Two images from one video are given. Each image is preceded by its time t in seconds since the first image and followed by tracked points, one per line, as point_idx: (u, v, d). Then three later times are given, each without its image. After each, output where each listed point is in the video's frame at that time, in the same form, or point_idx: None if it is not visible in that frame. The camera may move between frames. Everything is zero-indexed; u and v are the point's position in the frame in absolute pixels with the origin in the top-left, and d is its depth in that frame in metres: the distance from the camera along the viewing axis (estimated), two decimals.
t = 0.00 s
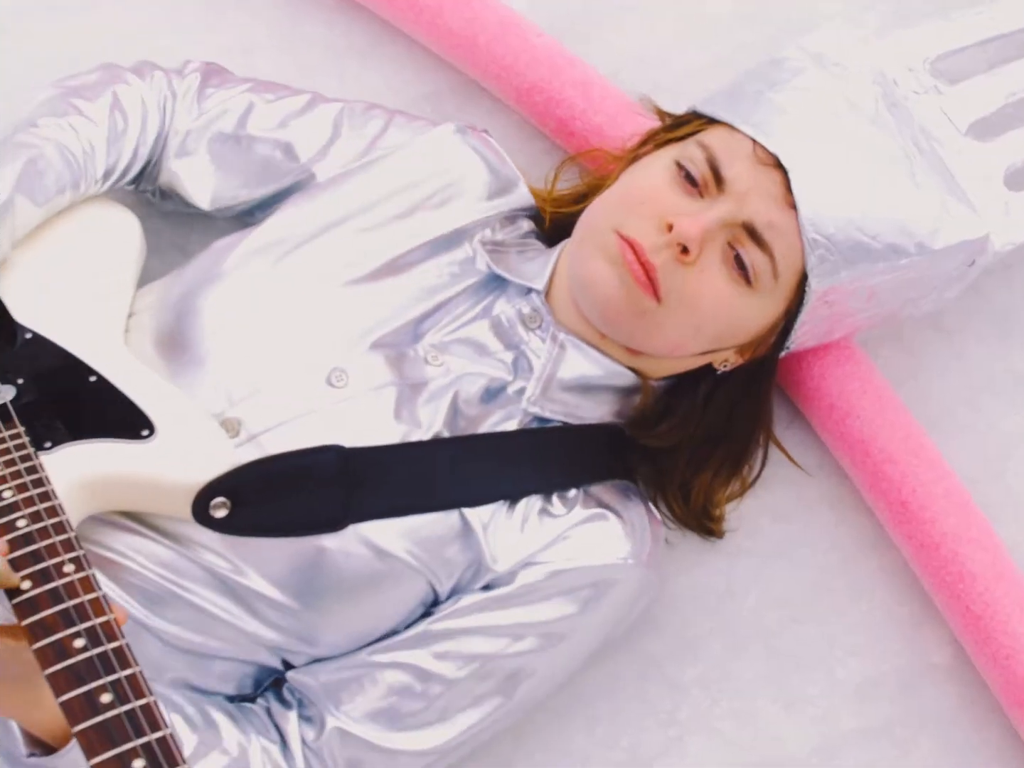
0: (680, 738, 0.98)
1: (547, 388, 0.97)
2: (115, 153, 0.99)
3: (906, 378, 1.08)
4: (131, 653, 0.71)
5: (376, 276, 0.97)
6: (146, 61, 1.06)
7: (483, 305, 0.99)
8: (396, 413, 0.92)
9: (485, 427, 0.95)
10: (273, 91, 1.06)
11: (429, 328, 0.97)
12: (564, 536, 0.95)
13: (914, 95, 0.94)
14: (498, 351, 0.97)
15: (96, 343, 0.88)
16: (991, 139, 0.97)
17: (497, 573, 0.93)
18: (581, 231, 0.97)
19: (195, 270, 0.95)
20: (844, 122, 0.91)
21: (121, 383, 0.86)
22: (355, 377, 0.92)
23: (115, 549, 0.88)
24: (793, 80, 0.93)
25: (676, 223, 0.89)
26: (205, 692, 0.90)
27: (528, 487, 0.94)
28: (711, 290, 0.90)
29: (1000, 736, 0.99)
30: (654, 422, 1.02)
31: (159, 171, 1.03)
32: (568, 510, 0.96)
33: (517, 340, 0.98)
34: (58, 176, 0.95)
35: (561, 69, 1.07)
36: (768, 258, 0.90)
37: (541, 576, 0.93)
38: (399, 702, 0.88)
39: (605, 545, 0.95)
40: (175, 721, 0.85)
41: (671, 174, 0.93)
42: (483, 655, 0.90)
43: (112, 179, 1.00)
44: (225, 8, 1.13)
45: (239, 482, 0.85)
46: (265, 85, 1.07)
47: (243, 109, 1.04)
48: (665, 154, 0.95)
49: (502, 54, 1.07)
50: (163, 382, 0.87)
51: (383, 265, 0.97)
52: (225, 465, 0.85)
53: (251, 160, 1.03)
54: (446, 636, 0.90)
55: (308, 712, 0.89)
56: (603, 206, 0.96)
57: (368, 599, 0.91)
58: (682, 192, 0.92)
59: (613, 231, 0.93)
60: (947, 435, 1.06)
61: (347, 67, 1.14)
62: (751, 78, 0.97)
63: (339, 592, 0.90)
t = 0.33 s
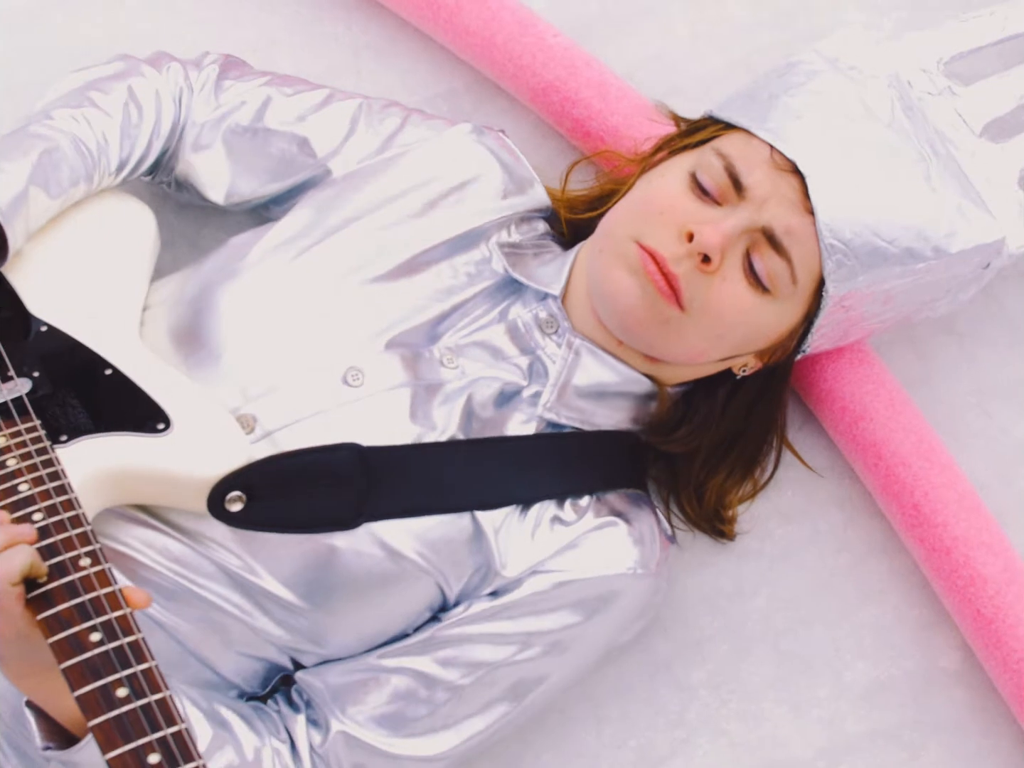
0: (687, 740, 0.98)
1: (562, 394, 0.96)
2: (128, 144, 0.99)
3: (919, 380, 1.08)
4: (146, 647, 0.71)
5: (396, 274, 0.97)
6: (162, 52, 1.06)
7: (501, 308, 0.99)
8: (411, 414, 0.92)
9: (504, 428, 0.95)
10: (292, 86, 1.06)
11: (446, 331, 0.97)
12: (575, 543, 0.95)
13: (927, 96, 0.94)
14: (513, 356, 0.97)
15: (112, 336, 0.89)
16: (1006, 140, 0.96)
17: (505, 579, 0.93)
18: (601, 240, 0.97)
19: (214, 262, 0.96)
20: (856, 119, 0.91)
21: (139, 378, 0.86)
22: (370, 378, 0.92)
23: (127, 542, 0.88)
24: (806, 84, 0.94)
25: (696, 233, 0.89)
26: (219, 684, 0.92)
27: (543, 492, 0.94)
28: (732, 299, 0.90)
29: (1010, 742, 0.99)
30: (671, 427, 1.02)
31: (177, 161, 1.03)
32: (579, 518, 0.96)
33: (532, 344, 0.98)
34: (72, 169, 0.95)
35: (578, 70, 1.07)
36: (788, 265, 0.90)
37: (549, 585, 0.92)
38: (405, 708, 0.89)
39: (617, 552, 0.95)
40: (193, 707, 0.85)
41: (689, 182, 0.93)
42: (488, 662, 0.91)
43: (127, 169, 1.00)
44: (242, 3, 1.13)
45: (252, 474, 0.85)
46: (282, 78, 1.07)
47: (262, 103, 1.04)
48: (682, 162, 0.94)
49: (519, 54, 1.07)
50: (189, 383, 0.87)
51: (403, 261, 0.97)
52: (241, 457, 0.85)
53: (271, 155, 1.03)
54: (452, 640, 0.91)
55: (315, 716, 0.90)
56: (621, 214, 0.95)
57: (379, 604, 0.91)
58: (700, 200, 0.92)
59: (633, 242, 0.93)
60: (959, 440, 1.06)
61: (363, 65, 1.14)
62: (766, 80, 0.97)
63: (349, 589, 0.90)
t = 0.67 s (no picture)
0: (696, 740, 0.98)
1: (572, 392, 0.96)
2: (142, 134, 1.00)
3: (933, 384, 1.07)
4: (150, 628, 0.72)
5: (409, 265, 0.97)
6: (172, 41, 1.06)
7: (513, 304, 0.99)
8: (422, 408, 0.91)
9: (514, 425, 0.94)
10: (302, 72, 1.06)
11: (457, 325, 0.97)
12: (582, 540, 0.94)
13: (945, 98, 0.94)
14: (525, 354, 0.97)
15: (126, 325, 0.89)
16: None
17: (512, 575, 0.92)
18: (613, 240, 0.96)
19: (228, 253, 0.97)
20: (873, 121, 0.91)
21: (149, 364, 0.86)
22: (381, 370, 0.91)
23: (137, 531, 0.88)
24: (823, 84, 0.93)
25: (706, 232, 0.89)
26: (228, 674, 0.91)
27: (552, 489, 0.93)
28: (744, 299, 0.89)
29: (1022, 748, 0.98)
30: (685, 427, 1.01)
31: (188, 148, 1.03)
32: (587, 516, 0.95)
33: (543, 342, 0.97)
34: (86, 157, 0.95)
35: (597, 69, 1.07)
36: (799, 265, 0.89)
37: (556, 583, 0.92)
38: (411, 702, 0.89)
39: (624, 552, 0.94)
40: (201, 697, 0.85)
41: (701, 182, 0.93)
42: (494, 659, 0.90)
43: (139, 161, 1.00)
44: None
45: (261, 462, 0.85)
46: (294, 65, 1.07)
47: (272, 89, 1.04)
48: (694, 162, 0.94)
49: (538, 52, 1.08)
50: (199, 371, 0.87)
51: (417, 252, 0.97)
52: (252, 445, 0.85)
53: (289, 147, 1.03)
54: (458, 636, 0.90)
55: (321, 707, 0.89)
56: (634, 214, 0.95)
57: (389, 598, 0.91)
58: (712, 199, 0.92)
59: (643, 241, 0.93)
60: (972, 444, 1.05)
61: (381, 60, 1.14)
62: (784, 80, 0.97)
63: (358, 586, 0.90)
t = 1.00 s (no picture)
0: (710, 741, 0.97)
1: (592, 391, 0.95)
2: (165, 124, 1.00)
3: (955, 389, 1.07)
4: (163, 616, 0.72)
5: (431, 260, 0.96)
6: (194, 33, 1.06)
7: (535, 303, 0.98)
8: (441, 405, 0.91)
9: (531, 424, 0.94)
10: (324, 68, 1.06)
11: (478, 321, 0.96)
12: (596, 540, 0.93)
13: (970, 103, 0.92)
14: (545, 352, 0.97)
15: (147, 314, 0.90)
16: None
17: (525, 574, 0.92)
18: (636, 240, 0.96)
19: (249, 244, 0.97)
20: (896, 121, 0.90)
21: (169, 355, 0.87)
22: (401, 365, 0.91)
23: (153, 520, 0.88)
24: (848, 86, 0.93)
25: (733, 231, 0.88)
26: (243, 667, 0.92)
27: (567, 488, 0.93)
28: (770, 298, 0.89)
29: None
30: (705, 430, 1.01)
31: (209, 140, 1.03)
32: (602, 516, 0.95)
33: (564, 340, 0.97)
34: (109, 146, 0.96)
35: (624, 68, 1.07)
36: (824, 264, 0.89)
37: (570, 583, 0.91)
38: (424, 702, 0.88)
39: (636, 553, 0.94)
40: (217, 690, 0.84)
41: (726, 182, 0.93)
42: (507, 661, 0.90)
43: (161, 151, 1.01)
44: None
45: (279, 452, 0.85)
46: (316, 59, 1.07)
47: (293, 85, 1.04)
48: (719, 163, 0.94)
49: (565, 51, 1.08)
50: (212, 356, 0.88)
51: (444, 245, 0.97)
52: (267, 436, 0.85)
53: (314, 140, 1.03)
54: (467, 634, 0.90)
55: (336, 705, 0.89)
56: (657, 215, 0.95)
57: (402, 592, 0.90)
58: (738, 200, 0.92)
59: (667, 241, 0.93)
60: (991, 451, 1.05)
61: (406, 55, 1.14)
62: (808, 82, 0.97)
63: (372, 581, 0.90)
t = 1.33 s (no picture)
0: (725, 745, 0.97)
1: (614, 395, 0.95)
2: (192, 123, 1.00)
3: (976, 397, 1.06)
4: (186, 611, 0.72)
5: (456, 261, 0.97)
6: (222, 31, 1.07)
7: (557, 305, 0.98)
8: (461, 406, 0.91)
9: (554, 427, 0.94)
10: (348, 69, 1.06)
11: (501, 323, 0.96)
12: (616, 543, 0.93)
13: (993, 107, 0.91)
14: (567, 355, 0.96)
15: (173, 308, 0.90)
16: None
17: (542, 578, 0.92)
18: (661, 244, 0.96)
19: (274, 241, 0.97)
20: (918, 125, 0.90)
21: (195, 350, 0.87)
22: (423, 365, 0.91)
23: (171, 514, 0.88)
24: (871, 89, 0.93)
25: (758, 234, 0.88)
26: (256, 662, 0.91)
27: (588, 491, 0.93)
28: (797, 300, 0.89)
29: None
30: (727, 435, 1.01)
31: (234, 140, 1.03)
32: (621, 522, 0.95)
33: (587, 344, 0.97)
34: (136, 142, 0.96)
35: (651, 70, 1.07)
36: (848, 266, 0.89)
37: (588, 585, 0.91)
38: (440, 703, 0.89)
39: (656, 557, 0.93)
40: (226, 683, 0.86)
41: (751, 186, 0.93)
42: (524, 664, 0.90)
43: (187, 149, 1.01)
44: None
45: (301, 450, 0.85)
46: (342, 62, 1.07)
47: (318, 84, 1.04)
48: (742, 167, 0.94)
49: (593, 52, 1.07)
50: (236, 354, 0.88)
51: (470, 246, 0.97)
52: (292, 434, 0.85)
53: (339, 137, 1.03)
54: (487, 638, 0.90)
55: (348, 707, 0.89)
56: (682, 219, 0.95)
57: (420, 592, 0.90)
58: (762, 203, 0.91)
59: (694, 246, 0.92)
60: (1010, 460, 1.04)
61: (432, 56, 1.14)
62: (830, 86, 0.96)
63: (390, 579, 0.90)
